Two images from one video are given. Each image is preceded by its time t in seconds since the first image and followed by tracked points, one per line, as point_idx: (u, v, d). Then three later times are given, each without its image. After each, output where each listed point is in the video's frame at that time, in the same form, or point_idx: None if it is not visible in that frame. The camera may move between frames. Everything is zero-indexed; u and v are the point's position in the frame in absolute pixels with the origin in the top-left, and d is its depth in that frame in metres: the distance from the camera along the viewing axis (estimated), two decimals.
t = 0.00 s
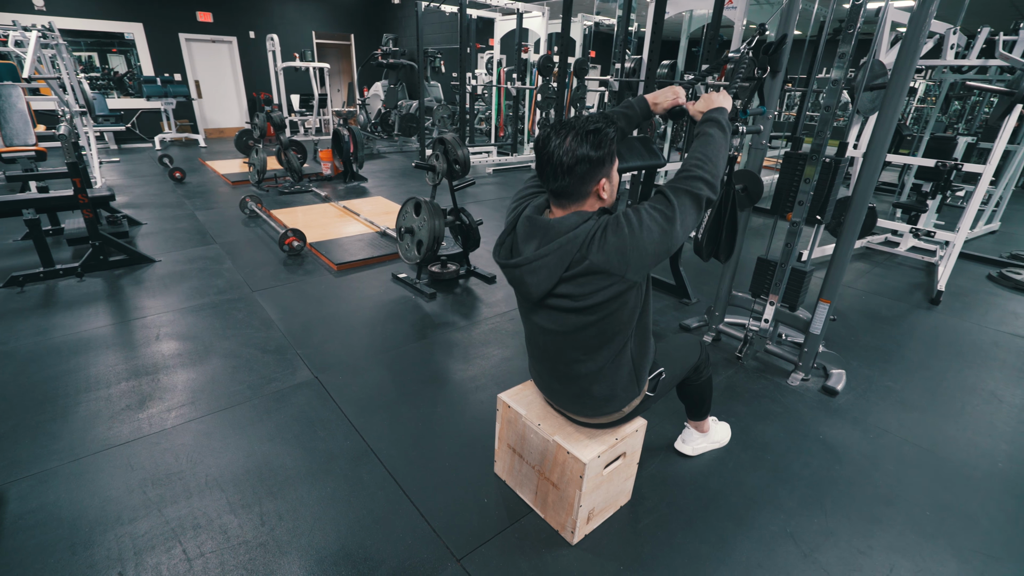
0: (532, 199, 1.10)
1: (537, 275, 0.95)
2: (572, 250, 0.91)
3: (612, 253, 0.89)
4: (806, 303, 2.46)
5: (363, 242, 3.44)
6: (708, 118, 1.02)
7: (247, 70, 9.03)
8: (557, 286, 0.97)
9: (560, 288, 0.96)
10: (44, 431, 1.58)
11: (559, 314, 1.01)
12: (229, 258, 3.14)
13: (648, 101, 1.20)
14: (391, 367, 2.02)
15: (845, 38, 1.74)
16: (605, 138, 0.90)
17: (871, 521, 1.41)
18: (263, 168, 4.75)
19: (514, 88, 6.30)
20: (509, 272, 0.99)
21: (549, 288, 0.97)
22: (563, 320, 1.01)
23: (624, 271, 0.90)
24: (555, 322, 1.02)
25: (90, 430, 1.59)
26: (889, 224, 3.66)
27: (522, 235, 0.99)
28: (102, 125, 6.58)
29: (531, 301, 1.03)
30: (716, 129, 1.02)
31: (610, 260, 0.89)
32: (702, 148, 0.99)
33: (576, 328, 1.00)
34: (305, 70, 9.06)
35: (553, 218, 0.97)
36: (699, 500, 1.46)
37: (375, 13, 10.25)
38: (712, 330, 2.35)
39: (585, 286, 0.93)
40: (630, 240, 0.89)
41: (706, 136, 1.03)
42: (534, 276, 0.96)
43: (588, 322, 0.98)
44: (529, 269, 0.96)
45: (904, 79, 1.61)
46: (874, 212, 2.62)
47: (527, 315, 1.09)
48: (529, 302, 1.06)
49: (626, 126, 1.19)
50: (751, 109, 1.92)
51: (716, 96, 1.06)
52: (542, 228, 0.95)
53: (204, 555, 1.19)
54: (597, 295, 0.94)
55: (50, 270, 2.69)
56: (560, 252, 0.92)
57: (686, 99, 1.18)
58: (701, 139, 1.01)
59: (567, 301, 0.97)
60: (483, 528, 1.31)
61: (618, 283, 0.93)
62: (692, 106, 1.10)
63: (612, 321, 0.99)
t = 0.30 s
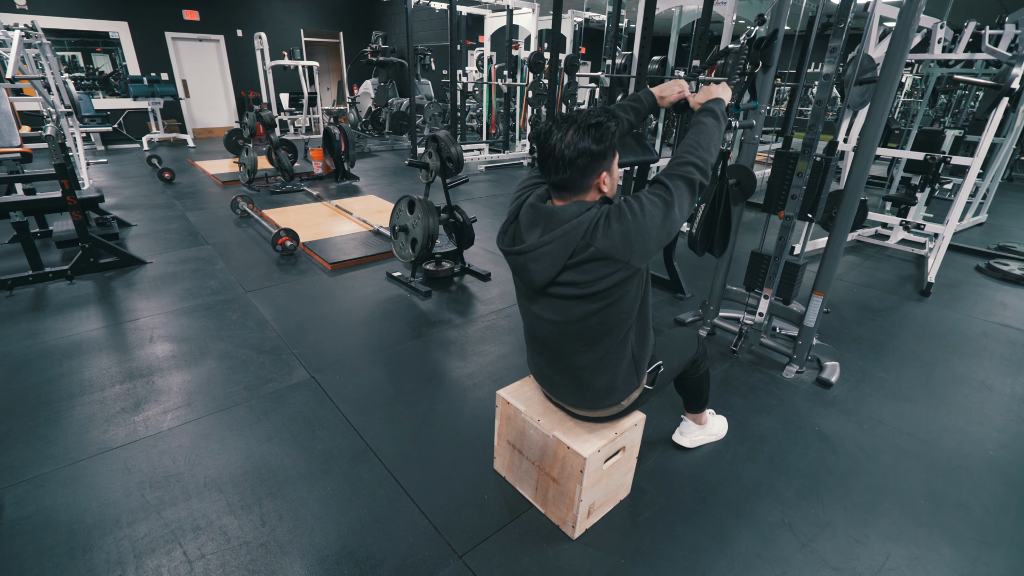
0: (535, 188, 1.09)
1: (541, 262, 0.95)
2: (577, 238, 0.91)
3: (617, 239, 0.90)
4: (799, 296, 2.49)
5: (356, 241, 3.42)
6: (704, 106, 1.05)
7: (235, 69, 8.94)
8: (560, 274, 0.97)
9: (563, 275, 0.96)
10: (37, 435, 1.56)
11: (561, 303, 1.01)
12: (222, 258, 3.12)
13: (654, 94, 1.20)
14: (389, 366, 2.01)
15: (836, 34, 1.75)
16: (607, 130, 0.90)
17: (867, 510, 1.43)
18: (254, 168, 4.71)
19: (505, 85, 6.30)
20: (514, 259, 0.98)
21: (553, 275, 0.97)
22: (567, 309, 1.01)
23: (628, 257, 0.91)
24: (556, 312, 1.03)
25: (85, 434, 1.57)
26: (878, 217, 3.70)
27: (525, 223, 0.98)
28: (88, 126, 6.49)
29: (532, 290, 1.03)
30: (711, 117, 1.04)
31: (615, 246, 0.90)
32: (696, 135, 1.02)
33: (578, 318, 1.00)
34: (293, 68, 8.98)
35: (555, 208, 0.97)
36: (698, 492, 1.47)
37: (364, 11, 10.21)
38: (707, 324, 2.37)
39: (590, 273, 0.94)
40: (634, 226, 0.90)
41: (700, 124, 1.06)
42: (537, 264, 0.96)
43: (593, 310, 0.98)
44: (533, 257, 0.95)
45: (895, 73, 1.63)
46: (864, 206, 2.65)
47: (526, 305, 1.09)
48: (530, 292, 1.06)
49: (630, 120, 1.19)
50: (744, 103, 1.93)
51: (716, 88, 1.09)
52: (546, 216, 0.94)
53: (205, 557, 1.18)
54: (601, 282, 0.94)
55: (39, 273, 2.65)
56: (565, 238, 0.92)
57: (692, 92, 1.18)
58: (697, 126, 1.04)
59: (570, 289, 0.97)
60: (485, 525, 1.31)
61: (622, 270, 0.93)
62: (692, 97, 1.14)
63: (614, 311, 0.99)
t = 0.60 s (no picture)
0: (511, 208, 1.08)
1: (513, 289, 0.95)
2: (546, 261, 0.91)
3: (586, 262, 0.88)
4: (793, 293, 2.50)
5: (351, 242, 3.41)
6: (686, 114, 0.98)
7: (226, 71, 8.88)
8: (535, 297, 0.97)
9: (537, 299, 0.96)
10: (31, 442, 1.54)
11: (541, 324, 1.01)
12: (216, 261, 3.10)
13: (621, 98, 1.17)
14: (386, 367, 2.01)
15: (828, 33, 1.76)
16: (582, 143, 0.88)
17: (865, 505, 1.44)
18: (246, 170, 4.68)
19: (498, 85, 6.31)
20: (486, 287, 0.99)
21: (526, 300, 0.96)
22: (548, 330, 1.01)
23: (599, 279, 0.88)
24: (541, 332, 1.02)
25: (80, 441, 1.55)
26: (870, 214, 3.73)
27: (497, 248, 0.98)
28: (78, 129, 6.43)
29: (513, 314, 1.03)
30: (693, 124, 0.97)
31: (583, 271, 0.88)
32: (679, 144, 0.95)
33: (562, 336, 1.00)
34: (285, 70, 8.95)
35: (528, 227, 0.95)
36: (697, 490, 1.48)
37: (357, 13, 10.20)
38: (703, 323, 2.38)
39: (561, 297, 0.93)
40: (600, 249, 0.87)
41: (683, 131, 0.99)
42: (510, 290, 0.95)
43: (574, 329, 0.98)
44: (505, 283, 0.95)
45: (886, 72, 1.65)
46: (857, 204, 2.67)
47: (513, 327, 1.10)
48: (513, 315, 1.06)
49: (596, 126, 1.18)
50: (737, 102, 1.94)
51: (692, 95, 1.01)
52: (517, 240, 0.94)
53: (204, 563, 1.18)
54: (575, 305, 0.93)
55: (30, 278, 2.62)
56: (534, 263, 0.91)
57: (661, 100, 1.18)
58: (680, 135, 0.97)
59: (547, 312, 0.97)
60: (485, 526, 1.31)
61: (595, 291, 0.91)
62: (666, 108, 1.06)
63: (598, 325, 0.99)
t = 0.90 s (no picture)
0: (478, 245, 0.99)
1: (484, 342, 0.90)
2: (512, 311, 0.87)
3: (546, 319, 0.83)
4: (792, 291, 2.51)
5: (349, 243, 3.40)
6: (642, 162, 0.80)
7: (221, 72, 8.85)
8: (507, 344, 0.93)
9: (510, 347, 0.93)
10: (30, 447, 1.53)
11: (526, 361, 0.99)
12: (213, 263, 3.09)
13: (519, 134, 1.05)
14: (386, 368, 2.00)
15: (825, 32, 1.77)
16: (560, 167, 0.84)
17: (867, 502, 1.45)
18: (243, 171, 4.66)
19: (495, 85, 6.31)
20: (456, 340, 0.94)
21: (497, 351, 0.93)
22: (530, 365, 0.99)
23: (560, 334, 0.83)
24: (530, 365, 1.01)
25: (79, 445, 1.54)
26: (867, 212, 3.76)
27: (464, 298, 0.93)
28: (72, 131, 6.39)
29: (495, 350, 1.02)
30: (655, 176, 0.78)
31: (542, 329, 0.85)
32: (648, 203, 0.76)
33: (549, 370, 0.99)
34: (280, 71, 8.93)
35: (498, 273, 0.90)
36: (700, 488, 1.48)
37: (352, 14, 10.20)
38: (703, 321, 2.38)
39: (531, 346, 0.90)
40: (554, 314, 0.81)
41: (645, 182, 0.79)
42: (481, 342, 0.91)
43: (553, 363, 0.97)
44: (474, 337, 0.91)
45: (883, 71, 1.66)
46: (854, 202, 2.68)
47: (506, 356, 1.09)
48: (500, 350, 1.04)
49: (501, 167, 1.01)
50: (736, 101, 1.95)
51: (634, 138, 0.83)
52: (483, 291, 0.89)
53: (208, 566, 1.17)
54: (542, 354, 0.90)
55: (27, 281, 2.60)
56: (498, 317, 0.87)
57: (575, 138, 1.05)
58: (640, 189, 0.78)
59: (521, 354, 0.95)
60: (489, 526, 1.31)
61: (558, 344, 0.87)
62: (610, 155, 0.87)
63: (581, 355, 0.96)
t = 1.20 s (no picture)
0: (466, 274, 0.97)
1: (479, 371, 0.92)
2: (503, 343, 0.88)
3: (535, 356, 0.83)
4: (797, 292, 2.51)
5: (351, 247, 3.40)
6: (600, 228, 0.74)
7: (224, 77, 8.89)
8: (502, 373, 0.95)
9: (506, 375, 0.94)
10: (35, 451, 1.53)
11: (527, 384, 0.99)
12: (217, 267, 3.10)
13: (467, 171, 1.01)
14: (391, 371, 2.00)
15: (830, 33, 1.76)
16: (544, 191, 0.82)
17: (874, 505, 1.44)
18: (246, 175, 4.67)
19: (496, 88, 6.33)
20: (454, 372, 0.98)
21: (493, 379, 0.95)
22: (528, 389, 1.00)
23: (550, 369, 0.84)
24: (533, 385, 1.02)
25: (84, 449, 1.54)
26: (870, 213, 3.75)
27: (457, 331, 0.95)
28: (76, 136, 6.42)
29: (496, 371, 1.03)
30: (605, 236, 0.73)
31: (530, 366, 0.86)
32: (611, 270, 0.70)
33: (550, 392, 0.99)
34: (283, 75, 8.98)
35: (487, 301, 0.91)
36: (706, 491, 1.48)
37: (354, 18, 10.26)
38: (707, 323, 2.38)
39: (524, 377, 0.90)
40: (539, 353, 0.82)
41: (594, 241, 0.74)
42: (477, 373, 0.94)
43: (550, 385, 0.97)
44: (470, 369, 0.93)
45: (888, 71, 1.65)
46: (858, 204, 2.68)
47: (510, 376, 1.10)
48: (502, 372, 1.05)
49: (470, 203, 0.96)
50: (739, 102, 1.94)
51: (591, 186, 0.80)
52: (472, 325, 0.90)
53: (214, 570, 1.17)
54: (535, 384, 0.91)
55: (31, 286, 2.61)
56: (488, 351, 0.89)
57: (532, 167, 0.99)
58: (599, 252, 0.73)
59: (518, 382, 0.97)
60: (495, 530, 1.31)
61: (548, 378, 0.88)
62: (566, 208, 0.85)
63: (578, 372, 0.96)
